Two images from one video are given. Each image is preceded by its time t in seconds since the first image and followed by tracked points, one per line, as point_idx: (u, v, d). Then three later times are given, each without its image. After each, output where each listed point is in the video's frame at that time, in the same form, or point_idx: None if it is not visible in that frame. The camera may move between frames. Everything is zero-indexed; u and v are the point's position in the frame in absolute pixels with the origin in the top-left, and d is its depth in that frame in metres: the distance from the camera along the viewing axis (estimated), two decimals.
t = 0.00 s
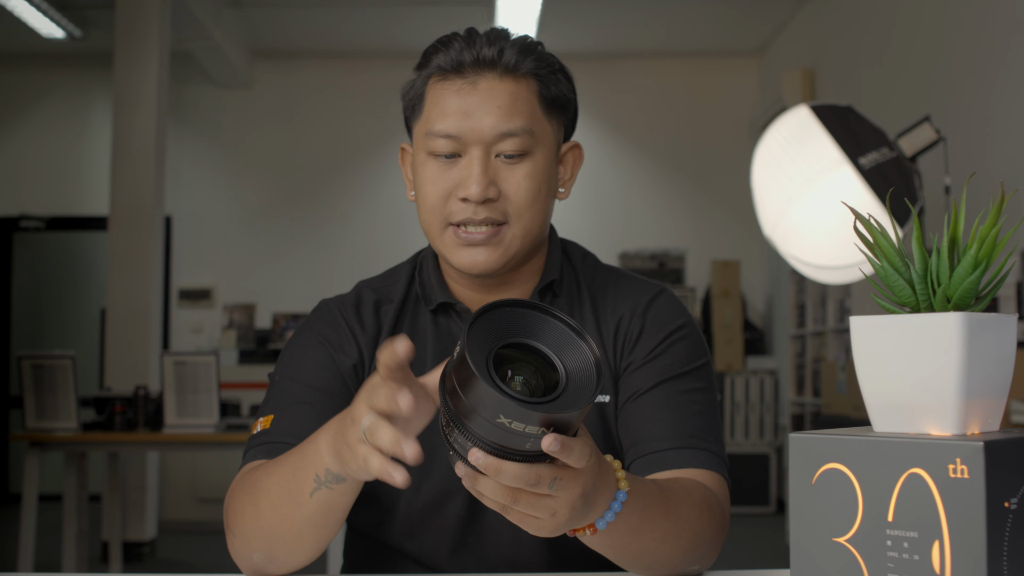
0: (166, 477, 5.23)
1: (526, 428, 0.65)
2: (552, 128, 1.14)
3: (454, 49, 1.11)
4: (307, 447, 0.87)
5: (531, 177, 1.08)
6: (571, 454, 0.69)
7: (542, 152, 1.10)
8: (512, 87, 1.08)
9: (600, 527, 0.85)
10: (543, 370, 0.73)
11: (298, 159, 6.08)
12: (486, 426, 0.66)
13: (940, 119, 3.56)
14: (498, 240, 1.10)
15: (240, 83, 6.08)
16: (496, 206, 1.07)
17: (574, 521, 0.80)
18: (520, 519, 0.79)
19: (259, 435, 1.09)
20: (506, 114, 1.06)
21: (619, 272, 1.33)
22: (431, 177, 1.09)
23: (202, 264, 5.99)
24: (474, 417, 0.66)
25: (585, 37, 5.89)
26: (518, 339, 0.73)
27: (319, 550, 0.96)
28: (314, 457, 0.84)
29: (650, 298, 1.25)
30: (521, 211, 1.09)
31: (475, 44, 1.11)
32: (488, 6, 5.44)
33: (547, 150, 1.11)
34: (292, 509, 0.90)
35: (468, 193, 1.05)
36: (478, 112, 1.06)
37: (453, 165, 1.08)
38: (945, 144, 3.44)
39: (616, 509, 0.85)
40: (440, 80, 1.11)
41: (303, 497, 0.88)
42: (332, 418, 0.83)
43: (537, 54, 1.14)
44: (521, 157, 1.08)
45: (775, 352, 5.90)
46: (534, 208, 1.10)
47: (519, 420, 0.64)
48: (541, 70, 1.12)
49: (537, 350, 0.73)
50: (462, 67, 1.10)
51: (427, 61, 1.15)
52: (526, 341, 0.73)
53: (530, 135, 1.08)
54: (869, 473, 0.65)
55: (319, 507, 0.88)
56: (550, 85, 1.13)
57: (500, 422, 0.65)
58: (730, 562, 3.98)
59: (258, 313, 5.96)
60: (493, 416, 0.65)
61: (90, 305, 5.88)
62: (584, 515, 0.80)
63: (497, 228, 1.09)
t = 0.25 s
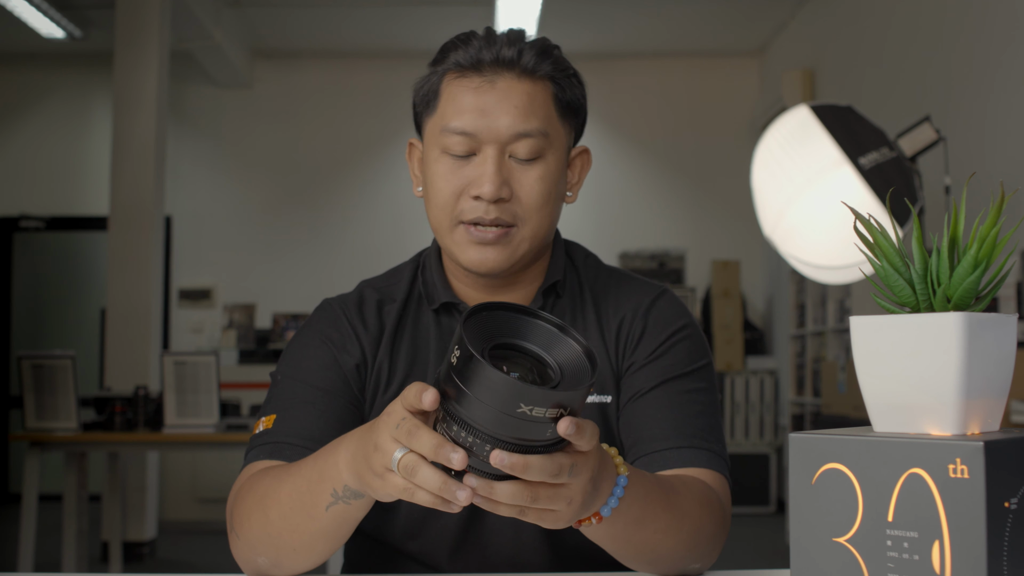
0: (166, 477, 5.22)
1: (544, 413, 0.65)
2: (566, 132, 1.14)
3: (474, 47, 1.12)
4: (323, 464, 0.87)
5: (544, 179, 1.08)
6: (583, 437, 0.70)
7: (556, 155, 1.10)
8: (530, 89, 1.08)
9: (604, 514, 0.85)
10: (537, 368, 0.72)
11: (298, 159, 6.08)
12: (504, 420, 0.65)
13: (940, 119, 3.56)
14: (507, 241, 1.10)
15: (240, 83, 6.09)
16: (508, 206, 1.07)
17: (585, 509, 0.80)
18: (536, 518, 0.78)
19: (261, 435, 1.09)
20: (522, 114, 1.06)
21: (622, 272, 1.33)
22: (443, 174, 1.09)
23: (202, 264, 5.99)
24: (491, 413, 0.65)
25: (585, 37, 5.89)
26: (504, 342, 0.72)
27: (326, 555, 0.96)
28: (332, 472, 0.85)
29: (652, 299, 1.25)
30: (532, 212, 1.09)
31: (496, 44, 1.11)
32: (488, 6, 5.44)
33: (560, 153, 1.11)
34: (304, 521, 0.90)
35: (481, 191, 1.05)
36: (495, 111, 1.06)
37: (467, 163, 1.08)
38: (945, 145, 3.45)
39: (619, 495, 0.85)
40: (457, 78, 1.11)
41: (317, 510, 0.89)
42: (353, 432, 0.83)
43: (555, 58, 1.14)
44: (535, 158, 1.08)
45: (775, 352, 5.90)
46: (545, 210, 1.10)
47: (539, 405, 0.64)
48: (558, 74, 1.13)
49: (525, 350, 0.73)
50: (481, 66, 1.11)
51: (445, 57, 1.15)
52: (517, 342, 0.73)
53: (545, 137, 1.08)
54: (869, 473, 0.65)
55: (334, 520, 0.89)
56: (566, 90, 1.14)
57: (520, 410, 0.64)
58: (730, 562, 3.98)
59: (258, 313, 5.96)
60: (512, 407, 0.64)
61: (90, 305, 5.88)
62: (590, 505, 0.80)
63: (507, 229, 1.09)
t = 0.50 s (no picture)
0: (165, 477, 5.22)
1: (538, 390, 0.64)
2: (575, 136, 1.14)
3: (490, 46, 1.12)
4: (321, 467, 0.87)
5: (554, 181, 1.08)
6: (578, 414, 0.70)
7: (566, 157, 1.10)
8: (544, 90, 1.09)
9: (607, 504, 0.86)
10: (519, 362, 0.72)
11: (298, 159, 6.08)
12: (503, 403, 0.64)
13: (940, 120, 3.56)
14: (514, 242, 1.10)
15: (239, 83, 6.09)
16: (517, 207, 1.07)
17: (588, 499, 0.79)
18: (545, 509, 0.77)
19: (262, 434, 1.09)
20: (536, 115, 1.06)
21: (623, 273, 1.33)
22: (453, 171, 1.09)
23: (202, 264, 5.99)
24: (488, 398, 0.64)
25: (585, 37, 5.89)
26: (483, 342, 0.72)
27: (325, 555, 0.96)
28: (331, 474, 0.85)
29: (653, 299, 1.25)
30: (540, 214, 1.09)
31: (512, 44, 1.11)
32: (488, 6, 5.44)
33: (570, 157, 1.12)
34: (304, 522, 0.90)
35: (491, 190, 1.05)
36: (510, 111, 1.06)
37: (478, 161, 1.08)
38: (945, 145, 3.45)
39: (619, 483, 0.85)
40: (472, 75, 1.11)
41: (317, 513, 0.89)
42: (350, 435, 0.83)
43: (569, 61, 1.14)
44: (546, 160, 1.08)
45: (775, 352, 5.91)
46: (553, 213, 1.10)
47: (534, 382, 0.64)
48: (572, 77, 1.13)
49: (505, 347, 0.73)
50: (496, 64, 1.11)
51: (460, 53, 1.15)
52: (496, 340, 0.72)
53: (557, 140, 1.08)
54: (869, 474, 0.65)
55: (333, 522, 0.89)
56: (579, 93, 1.14)
57: (516, 391, 0.64)
58: (730, 562, 3.98)
59: (258, 313, 5.96)
60: (508, 387, 0.63)
61: (90, 305, 5.88)
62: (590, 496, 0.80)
63: (514, 230, 1.09)
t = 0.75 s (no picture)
0: (165, 477, 5.22)
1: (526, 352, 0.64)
2: (569, 133, 1.14)
3: (479, 46, 1.12)
4: (319, 469, 0.86)
5: (546, 179, 1.08)
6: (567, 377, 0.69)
7: (559, 155, 1.10)
8: (535, 89, 1.08)
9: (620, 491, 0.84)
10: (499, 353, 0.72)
11: (299, 159, 6.09)
12: (491, 369, 0.63)
13: (940, 119, 3.56)
14: (508, 239, 1.09)
15: (239, 83, 6.09)
16: (509, 206, 1.07)
17: (592, 492, 0.79)
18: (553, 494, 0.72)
19: (262, 434, 1.09)
20: (526, 114, 1.06)
21: (623, 273, 1.33)
22: (445, 172, 1.09)
23: (202, 263, 5.99)
24: (474, 368, 0.63)
25: (585, 37, 5.89)
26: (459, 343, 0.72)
27: (324, 555, 0.96)
28: (330, 476, 0.84)
29: (654, 300, 1.25)
30: (533, 212, 1.09)
31: (501, 43, 1.11)
32: (488, 6, 5.45)
33: (563, 154, 1.11)
34: (302, 523, 0.90)
35: (483, 190, 1.05)
36: (500, 110, 1.06)
37: (469, 161, 1.08)
38: (945, 144, 3.45)
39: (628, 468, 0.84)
40: (463, 76, 1.11)
41: (315, 515, 0.88)
42: (348, 438, 0.82)
43: (560, 58, 1.14)
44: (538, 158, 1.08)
45: (775, 352, 5.91)
46: (546, 211, 1.10)
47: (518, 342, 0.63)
48: (563, 74, 1.13)
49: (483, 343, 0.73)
50: (486, 64, 1.11)
51: (450, 55, 1.15)
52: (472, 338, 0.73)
53: (548, 137, 1.08)
54: (869, 474, 0.65)
55: (331, 525, 0.89)
56: (571, 91, 1.14)
57: (502, 355, 0.63)
58: (731, 562, 3.98)
59: (258, 313, 5.96)
60: (493, 350, 0.63)
61: (90, 305, 5.88)
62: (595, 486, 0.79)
63: (507, 228, 1.09)
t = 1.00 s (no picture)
0: (166, 477, 5.22)
1: (516, 302, 0.71)
2: (557, 131, 1.14)
3: (460, 52, 1.12)
4: (318, 468, 0.87)
5: (534, 180, 1.08)
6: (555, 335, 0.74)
7: (546, 155, 1.10)
8: (518, 90, 1.08)
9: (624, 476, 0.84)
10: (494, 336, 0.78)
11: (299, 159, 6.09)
12: (489, 316, 0.70)
13: (940, 119, 3.56)
14: (499, 242, 1.10)
15: (239, 83, 6.09)
16: (497, 209, 1.07)
17: (591, 479, 0.80)
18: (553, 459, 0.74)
19: (259, 434, 1.09)
20: (510, 115, 1.06)
21: (624, 274, 1.33)
22: (433, 178, 1.09)
23: (202, 264, 5.99)
24: (471, 316, 0.70)
25: (585, 37, 5.89)
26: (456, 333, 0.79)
27: (322, 554, 0.95)
28: (328, 476, 0.85)
29: (654, 300, 1.25)
30: (523, 213, 1.09)
31: (482, 46, 1.12)
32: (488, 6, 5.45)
33: (551, 153, 1.11)
34: (299, 522, 0.90)
35: (471, 194, 1.05)
36: (484, 113, 1.06)
37: (456, 166, 1.07)
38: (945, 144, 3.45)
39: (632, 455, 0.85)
40: (446, 81, 1.11)
41: (311, 515, 0.89)
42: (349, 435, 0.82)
43: (542, 58, 1.14)
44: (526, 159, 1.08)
45: (775, 352, 5.91)
46: (536, 211, 1.10)
47: (509, 292, 0.71)
48: (546, 73, 1.13)
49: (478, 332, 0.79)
50: (468, 69, 1.11)
51: (433, 61, 1.15)
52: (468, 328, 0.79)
53: (534, 137, 1.07)
54: (868, 473, 0.65)
55: (327, 525, 0.89)
56: (556, 90, 1.14)
57: (497, 302, 0.70)
58: (731, 562, 3.98)
59: (258, 313, 5.96)
60: (489, 298, 0.70)
61: (90, 305, 5.89)
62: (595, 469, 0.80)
63: (498, 231, 1.09)
